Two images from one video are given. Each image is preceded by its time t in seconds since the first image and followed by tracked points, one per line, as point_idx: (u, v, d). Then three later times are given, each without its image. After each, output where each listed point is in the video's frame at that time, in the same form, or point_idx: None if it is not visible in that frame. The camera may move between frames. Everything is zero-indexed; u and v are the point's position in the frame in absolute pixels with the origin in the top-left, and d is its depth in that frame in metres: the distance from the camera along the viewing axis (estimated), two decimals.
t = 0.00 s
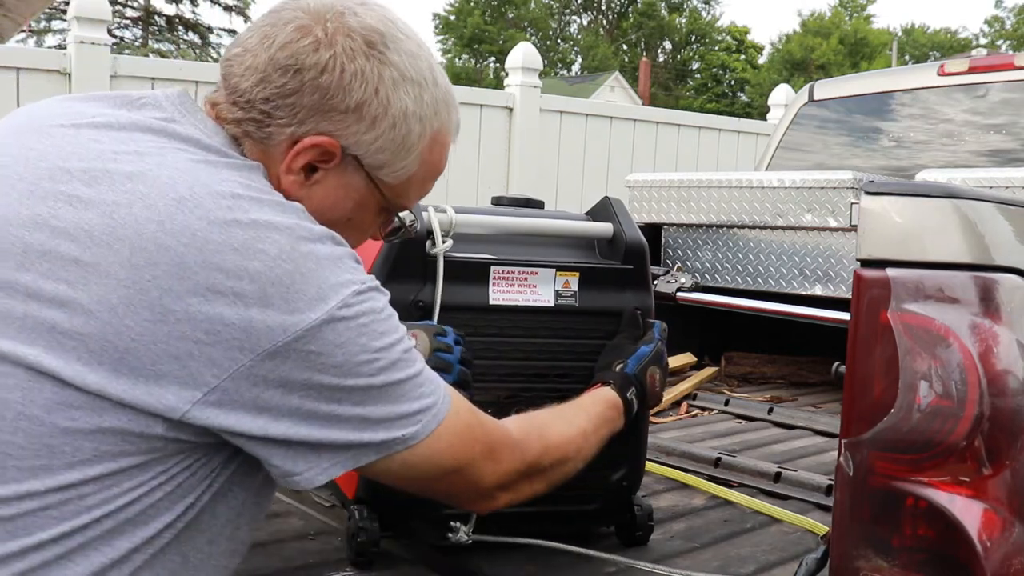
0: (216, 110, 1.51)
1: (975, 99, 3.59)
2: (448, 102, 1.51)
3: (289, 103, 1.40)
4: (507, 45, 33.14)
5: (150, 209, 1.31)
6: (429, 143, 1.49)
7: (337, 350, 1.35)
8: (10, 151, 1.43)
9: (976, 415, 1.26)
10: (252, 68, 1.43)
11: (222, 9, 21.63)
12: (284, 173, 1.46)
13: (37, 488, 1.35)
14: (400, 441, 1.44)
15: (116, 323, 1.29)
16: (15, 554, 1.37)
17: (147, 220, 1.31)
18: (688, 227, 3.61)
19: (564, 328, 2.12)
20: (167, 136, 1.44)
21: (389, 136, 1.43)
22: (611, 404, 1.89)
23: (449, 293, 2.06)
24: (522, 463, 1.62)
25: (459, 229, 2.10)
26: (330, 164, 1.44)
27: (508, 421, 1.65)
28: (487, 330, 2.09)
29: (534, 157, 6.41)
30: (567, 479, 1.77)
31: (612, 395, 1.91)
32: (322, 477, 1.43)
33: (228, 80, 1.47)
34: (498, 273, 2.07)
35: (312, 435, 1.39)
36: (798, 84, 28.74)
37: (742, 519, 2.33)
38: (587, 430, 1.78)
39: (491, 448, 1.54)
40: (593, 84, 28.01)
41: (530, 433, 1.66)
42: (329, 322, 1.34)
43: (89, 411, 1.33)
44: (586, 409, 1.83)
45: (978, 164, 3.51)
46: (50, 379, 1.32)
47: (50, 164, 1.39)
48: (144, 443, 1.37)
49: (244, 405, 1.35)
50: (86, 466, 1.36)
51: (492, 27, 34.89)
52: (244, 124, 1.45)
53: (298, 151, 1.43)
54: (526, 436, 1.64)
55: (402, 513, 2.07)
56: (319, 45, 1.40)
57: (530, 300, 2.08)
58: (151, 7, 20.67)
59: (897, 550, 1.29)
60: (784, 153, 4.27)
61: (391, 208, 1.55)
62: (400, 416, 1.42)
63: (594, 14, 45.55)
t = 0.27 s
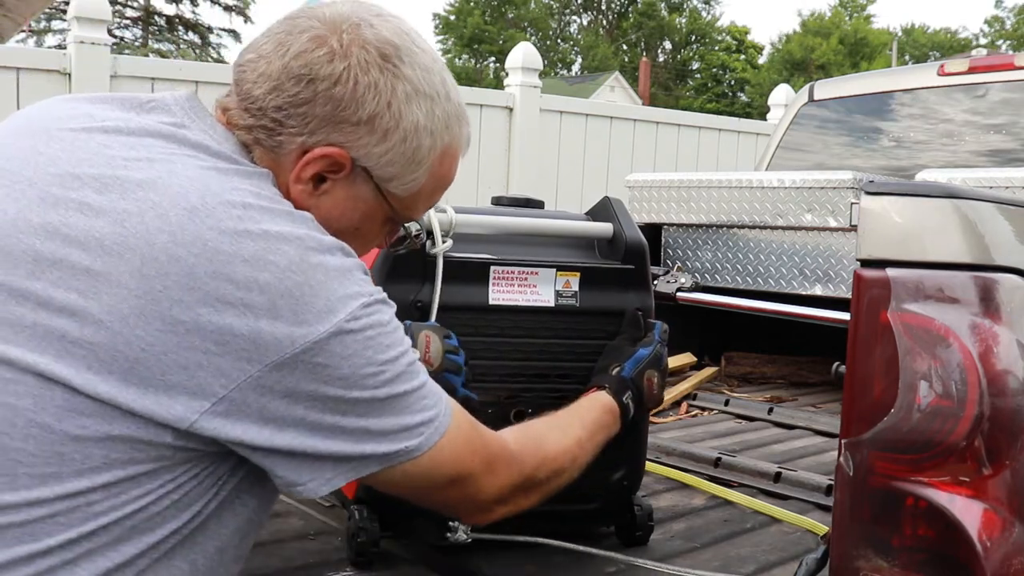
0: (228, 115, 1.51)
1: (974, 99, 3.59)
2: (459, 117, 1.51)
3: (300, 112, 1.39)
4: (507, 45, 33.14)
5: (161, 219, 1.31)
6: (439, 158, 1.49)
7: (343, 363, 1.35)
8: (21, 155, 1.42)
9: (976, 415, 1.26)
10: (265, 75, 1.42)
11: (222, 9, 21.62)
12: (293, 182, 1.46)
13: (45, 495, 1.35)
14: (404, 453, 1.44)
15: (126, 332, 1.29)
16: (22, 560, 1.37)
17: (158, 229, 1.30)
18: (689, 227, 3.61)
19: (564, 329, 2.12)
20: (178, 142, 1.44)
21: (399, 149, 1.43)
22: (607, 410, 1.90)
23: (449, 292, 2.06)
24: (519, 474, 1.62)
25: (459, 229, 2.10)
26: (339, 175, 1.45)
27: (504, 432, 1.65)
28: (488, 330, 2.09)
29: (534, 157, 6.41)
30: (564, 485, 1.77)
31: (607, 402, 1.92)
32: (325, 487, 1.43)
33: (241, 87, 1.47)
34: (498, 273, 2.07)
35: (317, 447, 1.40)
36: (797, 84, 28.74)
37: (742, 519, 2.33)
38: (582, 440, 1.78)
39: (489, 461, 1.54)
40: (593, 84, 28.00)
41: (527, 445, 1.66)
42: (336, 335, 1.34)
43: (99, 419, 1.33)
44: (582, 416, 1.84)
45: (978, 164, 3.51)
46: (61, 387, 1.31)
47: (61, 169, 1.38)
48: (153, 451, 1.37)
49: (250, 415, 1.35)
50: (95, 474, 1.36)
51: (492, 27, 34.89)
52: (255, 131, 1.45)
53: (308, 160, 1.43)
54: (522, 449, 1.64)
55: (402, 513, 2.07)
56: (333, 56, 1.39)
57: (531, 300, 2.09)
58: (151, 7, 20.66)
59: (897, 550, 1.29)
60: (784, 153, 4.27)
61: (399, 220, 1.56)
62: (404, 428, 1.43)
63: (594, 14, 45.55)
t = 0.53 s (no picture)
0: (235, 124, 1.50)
1: (974, 99, 3.59)
2: (467, 124, 1.51)
3: (310, 124, 1.39)
4: (507, 45, 33.17)
5: (167, 225, 1.31)
6: (447, 165, 1.50)
7: (348, 370, 1.35)
8: (27, 159, 1.42)
9: (976, 415, 1.26)
10: (273, 87, 1.41)
11: (222, 9, 21.62)
12: (302, 192, 1.46)
13: (49, 498, 1.35)
14: (406, 455, 1.44)
15: (130, 339, 1.29)
16: (25, 562, 1.37)
17: (164, 236, 1.30)
18: (689, 227, 3.61)
19: (564, 329, 2.12)
20: (185, 147, 1.44)
21: (409, 160, 1.43)
22: (607, 409, 1.91)
23: (450, 293, 2.06)
24: (519, 471, 1.63)
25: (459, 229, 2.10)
26: (348, 185, 1.45)
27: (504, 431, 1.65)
28: (489, 330, 2.09)
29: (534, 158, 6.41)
30: (564, 485, 1.78)
31: (607, 401, 1.92)
32: (328, 490, 1.44)
33: (248, 96, 1.46)
34: (499, 273, 2.07)
35: (322, 452, 1.40)
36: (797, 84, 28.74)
37: (742, 519, 2.33)
38: (582, 438, 1.78)
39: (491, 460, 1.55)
40: (593, 83, 28.01)
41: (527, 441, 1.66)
42: (342, 341, 1.33)
43: (103, 424, 1.33)
44: (580, 414, 1.84)
45: (978, 164, 3.51)
46: (66, 392, 1.31)
47: (66, 174, 1.39)
48: (157, 456, 1.37)
49: (256, 421, 1.35)
50: (98, 477, 1.36)
51: (492, 27, 34.90)
52: (264, 141, 1.44)
53: (318, 171, 1.43)
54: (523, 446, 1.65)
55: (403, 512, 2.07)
56: (343, 68, 1.39)
57: (531, 301, 2.08)
58: (150, 7, 20.66)
59: (897, 550, 1.29)
60: (785, 153, 4.27)
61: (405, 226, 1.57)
62: (406, 432, 1.43)
63: (594, 14, 45.56)
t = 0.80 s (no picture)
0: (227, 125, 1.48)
1: (974, 99, 3.59)
2: (461, 107, 1.53)
3: (310, 127, 1.38)
4: (507, 45, 33.16)
5: (159, 219, 1.31)
6: (444, 151, 1.52)
7: (343, 361, 1.35)
8: (22, 156, 1.43)
9: (976, 415, 1.26)
10: (268, 91, 1.39)
11: (222, 9, 21.63)
12: (304, 193, 1.47)
13: (43, 496, 1.35)
14: (404, 448, 1.44)
15: (124, 334, 1.29)
16: (20, 559, 1.37)
17: (156, 231, 1.30)
18: (688, 227, 3.61)
19: (565, 328, 2.12)
20: (177, 141, 1.44)
21: (409, 153, 1.45)
22: (610, 409, 1.91)
23: (449, 292, 2.06)
24: (520, 464, 1.62)
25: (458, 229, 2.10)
26: (351, 182, 1.46)
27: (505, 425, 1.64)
28: (489, 330, 2.09)
29: (534, 158, 6.41)
30: (564, 483, 1.78)
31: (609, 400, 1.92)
32: (327, 486, 1.43)
33: (242, 101, 1.44)
34: (499, 272, 2.07)
35: (318, 446, 1.40)
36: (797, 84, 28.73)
37: (742, 519, 2.33)
38: (583, 435, 1.78)
39: (491, 452, 1.54)
40: (593, 84, 28.00)
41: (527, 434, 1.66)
42: (337, 333, 1.33)
43: (96, 420, 1.33)
44: (581, 412, 1.84)
45: (978, 164, 3.51)
46: (59, 389, 1.31)
47: (58, 170, 1.39)
48: (150, 454, 1.36)
49: (250, 416, 1.35)
50: (92, 475, 1.36)
51: (492, 27, 34.90)
52: (261, 144, 1.43)
53: (321, 171, 1.43)
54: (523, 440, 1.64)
55: (403, 513, 2.07)
56: (340, 69, 1.37)
57: (531, 301, 2.09)
58: (150, 7, 20.64)
59: (897, 550, 1.29)
60: (784, 153, 4.26)
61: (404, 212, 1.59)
62: (403, 425, 1.43)
63: (594, 15, 45.56)
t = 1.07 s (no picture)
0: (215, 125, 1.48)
1: (974, 99, 3.60)
2: (449, 79, 1.51)
3: (298, 124, 1.38)
4: (507, 45, 33.17)
5: (148, 222, 1.30)
6: (437, 127, 1.51)
7: (337, 365, 1.35)
8: (13, 160, 1.43)
9: (977, 415, 1.26)
10: (252, 92, 1.39)
11: (222, 9, 21.63)
12: (300, 188, 1.48)
13: (34, 500, 1.35)
14: (400, 450, 1.44)
15: (114, 337, 1.29)
16: (12, 564, 1.38)
17: (145, 233, 1.30)
18: (688, 227, 3.61)
19: (564, 330, 2.12)
20: (166, 139, 1.43)
21: (401, 138, 1.44)
22: (611, 412, 1.90)
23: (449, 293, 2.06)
24: (518, 466, 1.62)
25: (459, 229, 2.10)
26: (346, 172, 1.46)
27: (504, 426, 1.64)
28: (489, 331, 2.09)
29: (534, 157, 6.41)
30: (565, 482, 1.78)
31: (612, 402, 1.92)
32: (320, 488, 1.44)
33: (227, 102, 1.43)
34: (500, 273, 2.07)
35: (313, 449, 1.40)
36: (798, 84, 28.73)
37: (742, 519, 2.33)
38: (583, 437, 1.78)
39: (489, 455, 1.54)
40: (593, 84, 27.99)
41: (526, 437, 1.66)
42: (331, 336, 1.33)
43: (85, 424, 1.33)
44: (581, 414, 1.84)
45: (978, 164, 3.52)
46: (48, 393, 1.31)
47: (46, 171, 1.40)
48: (141, 457, 1.36)
49: (243, 419, 1.35)
50: (83, 479, 1.36)
51: (492, 27, 34.90)
52: (251, 143, 1.43)
53: (314, 166, 1.44)
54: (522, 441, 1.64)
55: (402, 515, 2.07)
56: (322, 63, 1.36)
57: (532, 302, 2.09)
58: (151, 7, 20.63)
59: (898, 550, 1.29)
60: (785, 153, 4.26)
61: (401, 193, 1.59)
62: (400, 428, 1.43)
63: (594, 15, 45.57)
